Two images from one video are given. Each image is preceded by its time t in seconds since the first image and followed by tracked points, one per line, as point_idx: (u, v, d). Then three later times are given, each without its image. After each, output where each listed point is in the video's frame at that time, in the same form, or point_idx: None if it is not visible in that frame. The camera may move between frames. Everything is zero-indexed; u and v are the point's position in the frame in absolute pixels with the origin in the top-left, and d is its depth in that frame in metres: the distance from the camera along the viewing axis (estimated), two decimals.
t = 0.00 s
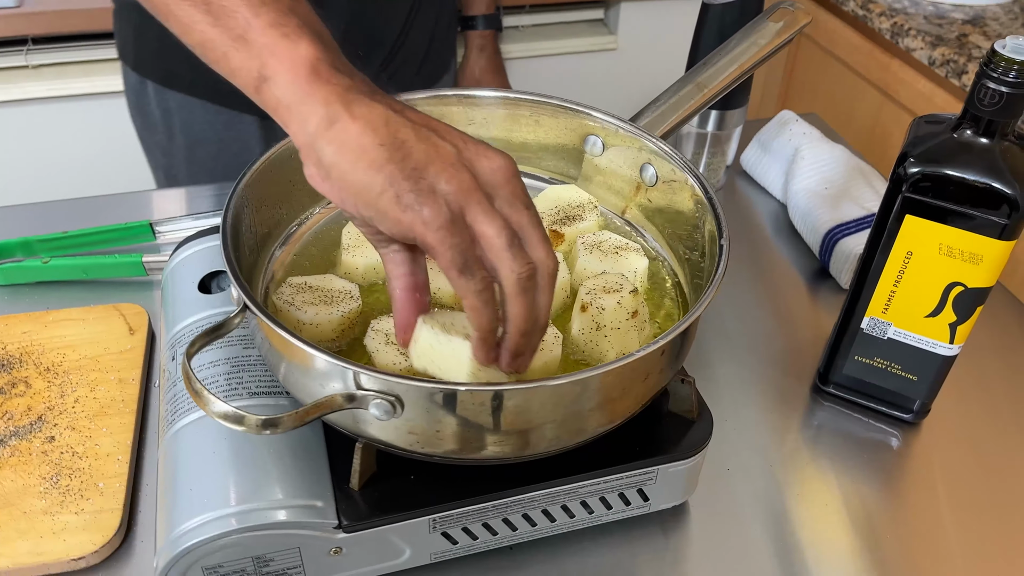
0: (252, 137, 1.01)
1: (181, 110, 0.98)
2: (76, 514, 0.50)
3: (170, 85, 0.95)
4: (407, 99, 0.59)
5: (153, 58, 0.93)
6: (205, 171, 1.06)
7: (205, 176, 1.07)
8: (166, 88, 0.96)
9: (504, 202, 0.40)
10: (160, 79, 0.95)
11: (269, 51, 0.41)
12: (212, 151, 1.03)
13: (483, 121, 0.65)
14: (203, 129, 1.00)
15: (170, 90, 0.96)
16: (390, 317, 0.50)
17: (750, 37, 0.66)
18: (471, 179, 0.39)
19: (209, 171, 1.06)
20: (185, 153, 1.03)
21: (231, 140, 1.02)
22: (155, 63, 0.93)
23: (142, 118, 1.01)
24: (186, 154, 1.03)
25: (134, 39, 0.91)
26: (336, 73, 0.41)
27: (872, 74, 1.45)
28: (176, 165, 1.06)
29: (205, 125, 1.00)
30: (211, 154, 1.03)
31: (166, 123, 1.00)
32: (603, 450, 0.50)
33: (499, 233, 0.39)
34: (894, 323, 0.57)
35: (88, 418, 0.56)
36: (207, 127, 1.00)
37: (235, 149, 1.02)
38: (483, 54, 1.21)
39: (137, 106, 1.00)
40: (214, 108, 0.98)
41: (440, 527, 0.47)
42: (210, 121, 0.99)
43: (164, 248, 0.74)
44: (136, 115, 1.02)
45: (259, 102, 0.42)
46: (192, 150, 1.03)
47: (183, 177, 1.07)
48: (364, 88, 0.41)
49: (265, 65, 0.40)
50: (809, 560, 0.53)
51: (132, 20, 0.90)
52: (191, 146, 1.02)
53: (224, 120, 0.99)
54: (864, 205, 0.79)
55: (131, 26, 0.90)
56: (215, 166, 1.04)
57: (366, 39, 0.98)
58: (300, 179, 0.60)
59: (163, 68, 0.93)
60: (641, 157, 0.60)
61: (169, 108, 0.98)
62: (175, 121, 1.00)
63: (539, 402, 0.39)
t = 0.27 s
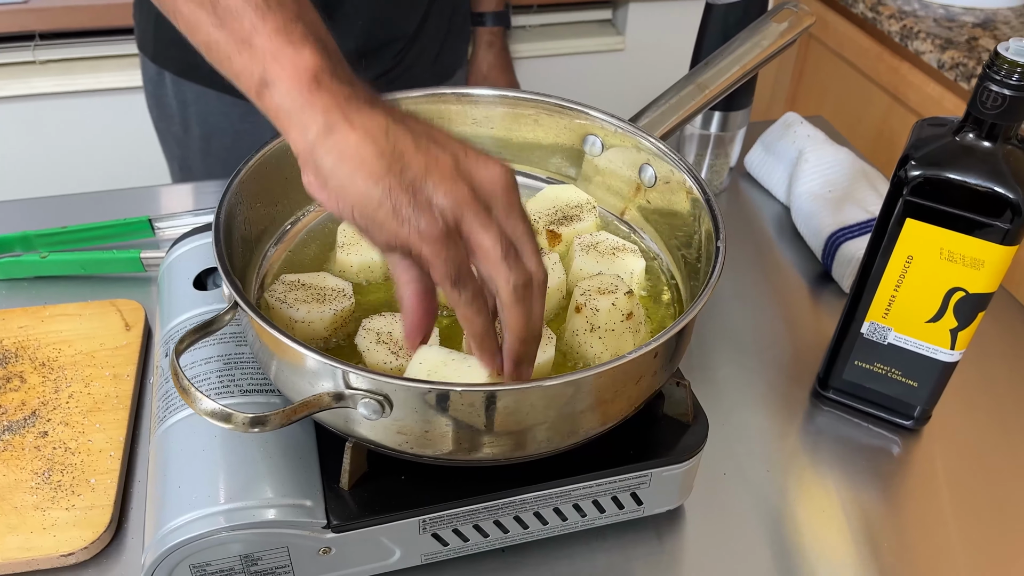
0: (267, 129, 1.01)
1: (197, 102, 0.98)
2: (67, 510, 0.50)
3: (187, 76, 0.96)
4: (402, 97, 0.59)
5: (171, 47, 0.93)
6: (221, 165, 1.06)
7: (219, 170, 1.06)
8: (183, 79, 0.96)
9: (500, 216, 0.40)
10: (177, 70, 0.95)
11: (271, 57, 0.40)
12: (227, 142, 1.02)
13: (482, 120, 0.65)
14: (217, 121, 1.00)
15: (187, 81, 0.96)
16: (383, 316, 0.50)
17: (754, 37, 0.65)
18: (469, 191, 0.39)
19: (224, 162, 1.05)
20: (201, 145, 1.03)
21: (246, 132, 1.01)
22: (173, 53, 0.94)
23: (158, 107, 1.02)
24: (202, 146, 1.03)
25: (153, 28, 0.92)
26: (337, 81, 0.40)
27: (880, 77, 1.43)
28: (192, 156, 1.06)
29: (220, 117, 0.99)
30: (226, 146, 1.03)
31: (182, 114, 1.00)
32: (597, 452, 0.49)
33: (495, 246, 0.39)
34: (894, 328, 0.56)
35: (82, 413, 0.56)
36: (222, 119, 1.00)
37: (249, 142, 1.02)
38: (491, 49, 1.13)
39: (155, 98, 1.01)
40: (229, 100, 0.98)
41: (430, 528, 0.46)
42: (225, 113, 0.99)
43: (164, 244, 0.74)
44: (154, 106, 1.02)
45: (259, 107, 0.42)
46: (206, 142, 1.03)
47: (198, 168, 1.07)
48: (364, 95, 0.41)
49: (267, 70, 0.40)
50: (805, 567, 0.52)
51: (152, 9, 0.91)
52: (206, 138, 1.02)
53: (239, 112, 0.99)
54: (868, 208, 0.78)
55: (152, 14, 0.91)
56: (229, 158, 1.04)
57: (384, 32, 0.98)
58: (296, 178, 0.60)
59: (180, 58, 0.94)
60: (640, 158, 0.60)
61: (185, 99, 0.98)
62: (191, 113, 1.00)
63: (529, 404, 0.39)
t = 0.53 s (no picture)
0: (274, 127, 1.02)
1: (207, 99, 1.00)
2: (73, 501, 0.50)
3: (197, 73, 0.98)
4: (407, 96, 0.60)
5: (181, 45, 0.96)
6: (229, 159, 1.07)
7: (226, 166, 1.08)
8: (194, 76, 0.98)
9: None
10: (188, 67, 0.97)
11: None
12: (234, 139, 1.04)
13: (487, 119, 0.66)
14: (226, 118, 1.02)
15: (198, 78, 0.98)
16: (386, 313, 0.50)
17: (761, 40, 0.65)
18: None
19: (233, 159, 1.08)
20: (210, 142, 1.05)
21: (253, 130, 1.02)
22: (183, 50, 0.96)
23: (171, 106, 1.05)
24: (211, 142, 1.05)
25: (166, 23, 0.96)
26: None
27: (891, 80, 1.42)
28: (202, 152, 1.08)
29: (229, 114, 1.01)
30: (234, 143, 1.04)
31: (192, 111, 1.02)
32: (598, 451, 0.50)
33: None
34: (897, 331, 0.56)
35: (89, 407, 0.57)
36: (232, 116, 1.01)
37: (256, 140, 1.03)
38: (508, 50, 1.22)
39: (167, 94, 1.04)
40: (239, 98, 0.99)
41: (431, 525, 0.47)
42: (235, 111, 1.01)
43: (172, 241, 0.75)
44: (166, 103, 1.06)
45: None
46: (216, 139, 1.05)
47: (208, 164, 1.10)
48: None
49: None
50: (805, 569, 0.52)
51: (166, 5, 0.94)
52: (215, 134, 1.04)
53: (247, 110, 1.00)
54: (874, 212, 0.78)
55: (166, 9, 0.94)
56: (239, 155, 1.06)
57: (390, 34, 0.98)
58: (301, 175, 0.61)
59: (191, 54, 0.96)
60: (645, 159, 0.60)
61: (196, 96, 1.00)
62: (201, 110, 1.02)
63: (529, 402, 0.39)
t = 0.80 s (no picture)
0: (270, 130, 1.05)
1: (202, 103, 1.02)
2: (80, 490, 0.51)
3: (191, 77, 0.99)
4: (412, 94, 0.61)
5: (176, 48, 0.96)
6: (226, 161, 1.09)
7: (223, 166, 1.10)
8: (188, 79, 0.99)
9: None
10: (182, 70, 0.98)
11: None
12: (230, 143, 1.06)
13: (491, 116, 0.67)
14: (223, 122, 1.03)
15: (192, 81, 1.00)
16: (389, 307, 0.51)
17: (766, 40, 0.66)
18: None
19: (229, 161, 1.10)
20: (206, 145, 1.07)
21: (249, 134, 1.05)
22: (178, 55, 0.97)
23: (167, 109, 1.06)
24: (207, 146, 1.07)
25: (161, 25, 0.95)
26: None
27: (901, 82, 1.41)
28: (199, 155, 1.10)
29: (225, 118, 1.03)
30: (231, 147, 1.07)
31: (189, 114, 1.04)
32: (598, 446, 0.50)
33: None
34: (899, 331, 0.56)
35: (97, 397, 0.58)
36: (227, 120, 1.03)
37: (252, 143, 1.06)
38: (512, 52, 1.24)
39: (164, 98, 1.05)
40: (233, 102, 1.01)
41: (431, 517, 0.47)
42: (230, 115, 1.03)
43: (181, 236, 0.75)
44: (162, 107, 1.06)
45: None
46: (212, 142, 1.07)
47: (204, 167, 1.12)
48: None
49: None
50: (804, 567, 0.52)
51: (160, 8, 0.94)
52: (211, 138, 1.06)
53: (244, 114, 1.02)
54: (879, 213, 0.78)
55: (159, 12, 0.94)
56: (236, 158, 1.08)
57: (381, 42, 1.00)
58: (307, 171, 0.62)
59: (185, 58, 0.97)
60: (648, 157, 0.61)
61: (191, 99, 1.02)
62: (197, 113, 1.03)
63: (528, 395, 0.40)
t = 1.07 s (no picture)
0: (248, 132, 1.08)
1: (180, 105, 1.05)
2: (90, 481, 0.52)
3: (166, 79, 1.02)
4: (420, 90, 0.61)
5: (152, 51, 0.99)
6: (204, 162, 1.13)
7: (203, 166, 1.14)
8: (163, 81, 1.02)
9: None
10: (157, 73, 1.01)
11: None
12: (209, 146, 1.10)
13: (498, 113, 0.67)
14: (201, 124, 1.07)
15: (168, 83, 1.03)
16: (396, 302, 0.51)
17: (776, 38, 0.66)
18: None
19: (209, 163, 1.13)
20: (185, 147, 1.11)
21: (227, 137, 1.09)
22: (153, 57, 0.99)
23: (148, 112, 1.10)
24: (186, 148, 1.11)
25: (136, 28, 0.98)
26: None
27: (913, 83, 1.40)
28: (180, 156, 1.14)
29: (203, 121, 1.07)
30: (209, 149, 1.10)
31: (168, 117, 1.08)
32: (604, 442, 0.50)
33: None
34: (907, 330, 0.56)
35: (108, 390, 0.58)
36: (205, 123, 1.07)
37: (230, 145, 1.09)
38: (504, 49, 1.24)
39: (144, 98, 1.08)
40: (209, 104, 1.05)
41: (437, 510, 0.47)
42: (208, 118, 1.07)
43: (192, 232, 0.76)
44: (144, 109, 1.10)
45: None
46: (191, 144, 1.10)
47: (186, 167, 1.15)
48: None
49: None
50: (810, 565, 0.52)
51: (134, 13, 0.96)
52: (190, 139, 1.09)
53: (221, 116, 1.06)
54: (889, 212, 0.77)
55: (134, 15, 0.97)
56: (213, 159, 1.12)
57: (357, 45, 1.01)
58: (317, 167, 0.62)
59: (161, 61, 0.99)
60: (656, 155, 0.61)
61: (170, 101, 1.05)
62: (175, 114, 1.07)
63: (532, 390, 0.40)
